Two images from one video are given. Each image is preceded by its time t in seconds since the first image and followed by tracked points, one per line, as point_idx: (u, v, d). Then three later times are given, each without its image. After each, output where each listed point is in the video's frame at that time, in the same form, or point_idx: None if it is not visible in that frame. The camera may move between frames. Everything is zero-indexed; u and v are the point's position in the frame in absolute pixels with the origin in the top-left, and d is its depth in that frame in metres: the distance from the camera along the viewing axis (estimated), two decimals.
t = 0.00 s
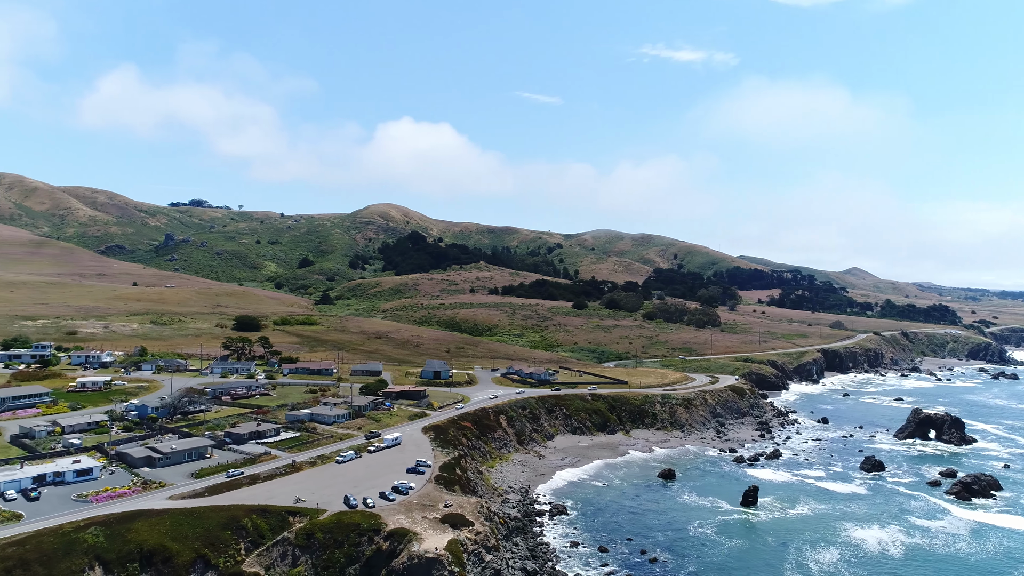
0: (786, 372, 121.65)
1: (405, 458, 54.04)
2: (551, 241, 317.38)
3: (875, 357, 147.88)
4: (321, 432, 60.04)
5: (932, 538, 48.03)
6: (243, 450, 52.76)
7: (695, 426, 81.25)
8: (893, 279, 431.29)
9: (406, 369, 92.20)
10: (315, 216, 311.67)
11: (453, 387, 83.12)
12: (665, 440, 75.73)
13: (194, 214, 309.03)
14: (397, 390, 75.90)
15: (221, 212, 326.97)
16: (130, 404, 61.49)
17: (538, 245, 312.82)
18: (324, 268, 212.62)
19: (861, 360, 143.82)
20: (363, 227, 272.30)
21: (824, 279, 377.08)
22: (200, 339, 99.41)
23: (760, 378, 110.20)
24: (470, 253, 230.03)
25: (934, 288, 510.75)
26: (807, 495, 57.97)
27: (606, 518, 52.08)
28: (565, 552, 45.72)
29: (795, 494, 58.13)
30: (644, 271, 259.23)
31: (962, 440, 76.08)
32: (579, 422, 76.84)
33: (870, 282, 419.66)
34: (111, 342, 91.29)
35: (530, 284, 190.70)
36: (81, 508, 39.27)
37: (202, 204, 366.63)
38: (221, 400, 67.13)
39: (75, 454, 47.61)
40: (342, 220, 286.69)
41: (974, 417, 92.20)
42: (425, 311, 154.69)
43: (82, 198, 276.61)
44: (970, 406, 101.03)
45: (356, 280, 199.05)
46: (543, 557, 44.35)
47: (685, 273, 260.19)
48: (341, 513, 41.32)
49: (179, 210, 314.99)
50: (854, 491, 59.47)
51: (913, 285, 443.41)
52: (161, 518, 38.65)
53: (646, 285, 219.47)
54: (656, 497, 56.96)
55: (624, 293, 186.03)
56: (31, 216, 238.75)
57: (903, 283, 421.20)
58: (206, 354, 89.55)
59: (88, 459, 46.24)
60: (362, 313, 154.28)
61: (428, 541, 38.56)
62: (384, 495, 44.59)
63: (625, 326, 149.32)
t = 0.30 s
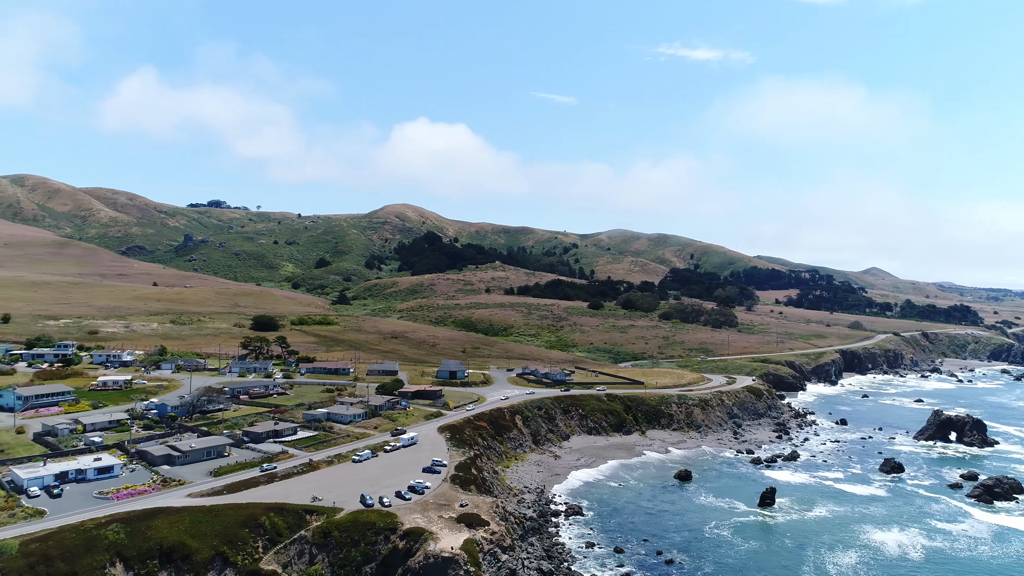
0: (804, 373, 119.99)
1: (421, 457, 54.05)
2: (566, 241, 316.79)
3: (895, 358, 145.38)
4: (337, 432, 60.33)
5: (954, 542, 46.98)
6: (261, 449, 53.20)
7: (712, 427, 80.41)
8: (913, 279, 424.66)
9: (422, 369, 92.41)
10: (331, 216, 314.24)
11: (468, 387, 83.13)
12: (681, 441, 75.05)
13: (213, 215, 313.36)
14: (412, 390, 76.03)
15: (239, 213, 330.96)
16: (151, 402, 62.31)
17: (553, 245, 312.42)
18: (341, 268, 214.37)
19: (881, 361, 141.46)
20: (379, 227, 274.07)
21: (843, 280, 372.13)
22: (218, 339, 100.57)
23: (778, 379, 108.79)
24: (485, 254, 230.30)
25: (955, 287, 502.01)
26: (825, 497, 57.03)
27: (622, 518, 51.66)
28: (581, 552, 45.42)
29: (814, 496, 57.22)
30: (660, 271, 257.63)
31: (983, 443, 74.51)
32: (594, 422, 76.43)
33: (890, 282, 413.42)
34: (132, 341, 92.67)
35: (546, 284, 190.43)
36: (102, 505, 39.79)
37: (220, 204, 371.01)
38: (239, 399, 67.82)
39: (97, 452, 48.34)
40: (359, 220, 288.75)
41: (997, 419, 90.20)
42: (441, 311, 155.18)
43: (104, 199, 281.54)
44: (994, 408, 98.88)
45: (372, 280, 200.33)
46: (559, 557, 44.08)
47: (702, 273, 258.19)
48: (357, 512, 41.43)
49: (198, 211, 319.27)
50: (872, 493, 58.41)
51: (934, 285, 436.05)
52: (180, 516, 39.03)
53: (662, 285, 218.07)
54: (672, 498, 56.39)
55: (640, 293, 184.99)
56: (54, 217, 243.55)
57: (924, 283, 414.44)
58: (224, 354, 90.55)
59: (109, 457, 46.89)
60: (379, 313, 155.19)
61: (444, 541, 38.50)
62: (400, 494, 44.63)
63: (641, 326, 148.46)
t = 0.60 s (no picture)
0: (824, 374, 118.11)
1: (438, 457, 54.03)
2: (584, 241, 315.74)
3: (917, 359, 142.63)
4: (355, 431, 60.60)
5: (978, 545, 45.79)
6: (279, 448, 53.60)
7: (730, 428, 79.42)
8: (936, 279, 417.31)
9: (438, 369, 92.56)
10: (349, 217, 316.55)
11: (485, 387, 83.07)
12: (699, 442, 74.24)
13: (232, 215, 317.30)
14: (429, 389, 76.06)
15: (258, 213, 334.74)
16: (172, 401, 63.15)
17: (571, 244, 311.56)
18: (359, 268, 215.84)
19: (902, 362, 138.83)
20: (396, 227, 275.48)
21: (864, 279, 366.52)
22: (238, 338, 101.67)
23: (797, 379, 107.24)
24: (502, 254, 230.25)
25: (978, 287, 492.40)
26: (845, 499, 55.96)
27: (640, 519, 51.17)
28: (598, 553, 45.05)
29: (833, 498, 56.14)
30: (678, 271, 255.62)
31: (1008, 446, 72.79)
32: (611, 422, 75.91)
33: (912, 281, 406.48)
34: (153, 341, 94.02)
35: (563, 284, 189.85)
36: (124, 502, 40.36)
37: (240, 205, 375.31)
38: (258, 398, 68.45)
39: (119, 450, 49.05)
40: (376, 220, 290.49)
41: None
42: (459, 311, 155.46)
43: (126, 201, 286.48)
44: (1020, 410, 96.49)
45: (390, 280, 201.38)
46: (576, 558, 43.76)
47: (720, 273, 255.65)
48: (375, 511, 41.48)
49: (219, 211, 323.78)
50: (892, 495, 57.19)
51: (957, 285, 427.98)
52: (200, 513, 39.43)
53: (680, 285, 216.24)
54: (690, 499, 55.71)
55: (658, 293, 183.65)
56: (78, 219, 248.33)
57: (947, 283, 406.90)
58: (244, 353, 91.56)
59: (131, 454, 47.56)
60: (396, 313, 155.91)
61: (461, 540, 38.42)
62: (418, 493, 44.62)
63: (659, 326, 147.33)
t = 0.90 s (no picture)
0: (844, 375, 116.07)
1: (455, 456, 53.97)
2: (602, 241, 314.43)
3: (940, 360, 139.64)
4: (373, 430, 60.83)
5: (1003, 551, 44.55)
6: (298, 446, 53.96)
7: (748, 429, 78.36)
8: (960, 279, 409.17)
9: (456, 369, 92.63)
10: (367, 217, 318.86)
11: (502, 387, 82.94)
12: (717, 443, 73.35)
13: (251, 216, 321.28)
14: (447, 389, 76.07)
15: (277, 214, 338.45)
16: (193, 399, 63.97)
17: (588, 244, 310.51)
18: (377, 268, 217.22)
19: (924, 363, 135.92)
20: (413, 227, 276.74)
21: (885, 279, 360.59)
22: (257, 338, 102.77)
23: (817, 381, 105.53)
24: (520, 254, 230.07)
25: (1004, 287, 482.14)
26: (865, 501, 54.85)
27: (658, 520, 50.64)
28: (616, 554, 44.62)
29: (854, 501, 54.99)
30: (697, 271, 253.38)
31: None
32: (629, 423, 75.32)
33: (935, 282, 399.02)
34: (174, 340, 95.36)
35: (580, 284, 189.19)
36: (145, 500, 40.87)
37: (259, 205, 379.97)
38: (277, 397, 69.05)
39: (141, 448, 49.74)
40: (393, 220, 292.22)
41: None
42: (476, 311, 155.67)
43: (149, 202, 291.40)
44: None
45: (407, 280, 202.35)
46: (593, 558, 43.39)
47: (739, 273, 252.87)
48: (392, 510, 41.55)
49: (239, 212, 328.18)
50: (914, 498, 55.90)
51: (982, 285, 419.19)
52: (220, 511, 39.80)
53: (698, 285, 214.25)
54: (709, 501, 55.00)
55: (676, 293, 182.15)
56: (102, 220, 253.20)
57: (971, 283, 398.81)
58: (263, 352, 92.53)
59: (153, 452, 48.19)
60: (414, 313, 156.52)
61: (478, 540, 38.29)
62: (435, 493, 44.59)
63: (677, 326, 146.04)
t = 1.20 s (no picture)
0: (867, 376, 113.94)
1: (473, 456, 53.86)
2: (619, 241, 312.79)
3: (966, 362, 136.44)
4: (391, 429, 60.98)
5: None
6: (317, 445, 54.29)
7: (768, 431, 77.21)
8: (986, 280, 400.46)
9: (473, 368, 92.64)
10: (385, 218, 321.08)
11: (519, 387, 82.74)
12: (736, 445, 72.36)
13: (271, 216, 325.24)
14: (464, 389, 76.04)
15: (295, 215, 342.03)
16: (214, 398, 64.76)
17: (606, 244, 309.22)
18: (395, 268, 218.44)
19: (946, 365, 132.40)
20: (431, 228, 277.87)
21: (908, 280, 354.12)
22: (277, 337, 103.81)
23: (839, 382, 103.74)
24: (537, 253, 229.79)
25: None
26: (886, 504, 53.72)
27: (677, 522, 50.04)
28: (634, 555, 44.14)
29: (876, 504, 53.85)
30: (716, 271, 250.82)
31: None
32: (647, 424, 74.64)
33: (960, 282, 391.06)
34: (196, 339, 96.64)
35: (598, 284, 188.36)
36: (167, 497, 41.39)
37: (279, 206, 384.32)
38: (297, 396, 69.57)
39: (164, 446, 50.40)
40: (411, 221, 293.79)
41: None
42: (493, 311, 155.72)
43: (171, 203, 296.11)
44: None
45: (425, 280, 203.20)
46: (611, 559, 42.98)
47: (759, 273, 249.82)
48: (410, 509, 41.55)
49: (259, 212, 332.25)
50: (938, 501, 54.58)
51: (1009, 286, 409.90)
52: (241, 509, 40.11)
53: (718, 285, 212.03)
54: (729, 503, 54.22)
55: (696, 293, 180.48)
56: (126, 221, 257.94)
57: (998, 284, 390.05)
58: (283, 351, 93.46)
59: (175, 450, 48.80)
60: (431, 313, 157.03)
61: (496, 540, 38.12)
62: (452, 492, 44.51)
63: (696, 326, 144.58)
